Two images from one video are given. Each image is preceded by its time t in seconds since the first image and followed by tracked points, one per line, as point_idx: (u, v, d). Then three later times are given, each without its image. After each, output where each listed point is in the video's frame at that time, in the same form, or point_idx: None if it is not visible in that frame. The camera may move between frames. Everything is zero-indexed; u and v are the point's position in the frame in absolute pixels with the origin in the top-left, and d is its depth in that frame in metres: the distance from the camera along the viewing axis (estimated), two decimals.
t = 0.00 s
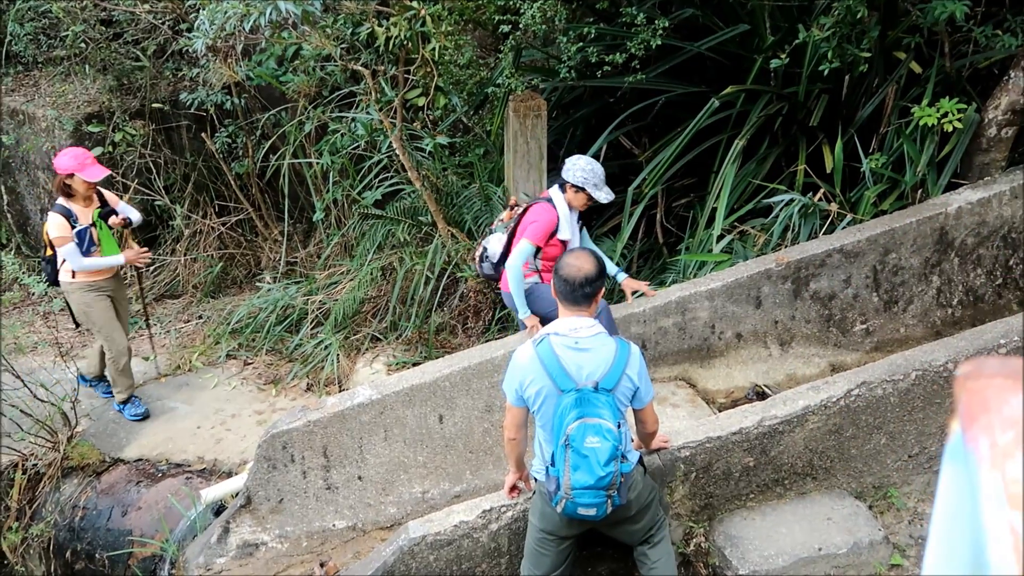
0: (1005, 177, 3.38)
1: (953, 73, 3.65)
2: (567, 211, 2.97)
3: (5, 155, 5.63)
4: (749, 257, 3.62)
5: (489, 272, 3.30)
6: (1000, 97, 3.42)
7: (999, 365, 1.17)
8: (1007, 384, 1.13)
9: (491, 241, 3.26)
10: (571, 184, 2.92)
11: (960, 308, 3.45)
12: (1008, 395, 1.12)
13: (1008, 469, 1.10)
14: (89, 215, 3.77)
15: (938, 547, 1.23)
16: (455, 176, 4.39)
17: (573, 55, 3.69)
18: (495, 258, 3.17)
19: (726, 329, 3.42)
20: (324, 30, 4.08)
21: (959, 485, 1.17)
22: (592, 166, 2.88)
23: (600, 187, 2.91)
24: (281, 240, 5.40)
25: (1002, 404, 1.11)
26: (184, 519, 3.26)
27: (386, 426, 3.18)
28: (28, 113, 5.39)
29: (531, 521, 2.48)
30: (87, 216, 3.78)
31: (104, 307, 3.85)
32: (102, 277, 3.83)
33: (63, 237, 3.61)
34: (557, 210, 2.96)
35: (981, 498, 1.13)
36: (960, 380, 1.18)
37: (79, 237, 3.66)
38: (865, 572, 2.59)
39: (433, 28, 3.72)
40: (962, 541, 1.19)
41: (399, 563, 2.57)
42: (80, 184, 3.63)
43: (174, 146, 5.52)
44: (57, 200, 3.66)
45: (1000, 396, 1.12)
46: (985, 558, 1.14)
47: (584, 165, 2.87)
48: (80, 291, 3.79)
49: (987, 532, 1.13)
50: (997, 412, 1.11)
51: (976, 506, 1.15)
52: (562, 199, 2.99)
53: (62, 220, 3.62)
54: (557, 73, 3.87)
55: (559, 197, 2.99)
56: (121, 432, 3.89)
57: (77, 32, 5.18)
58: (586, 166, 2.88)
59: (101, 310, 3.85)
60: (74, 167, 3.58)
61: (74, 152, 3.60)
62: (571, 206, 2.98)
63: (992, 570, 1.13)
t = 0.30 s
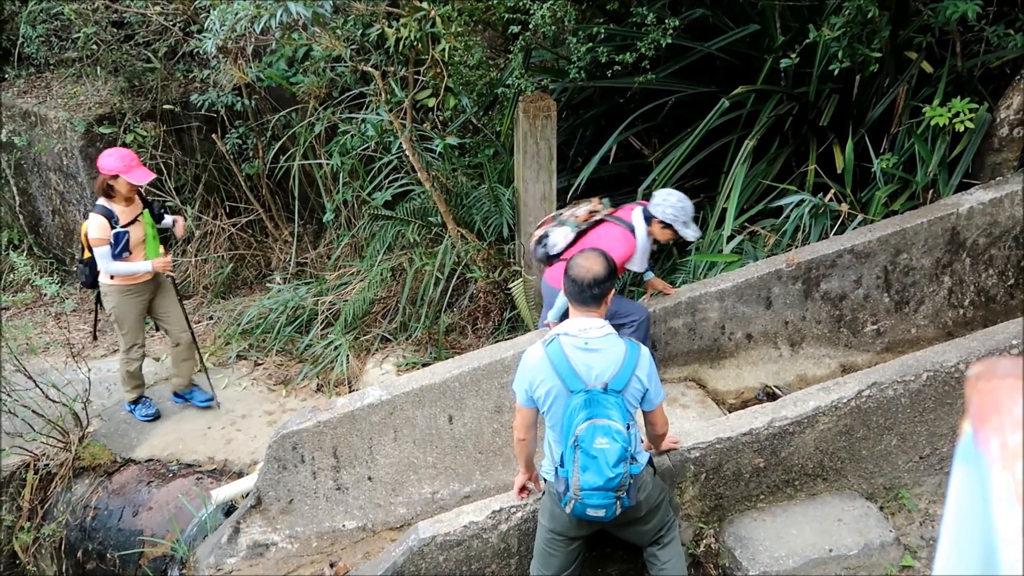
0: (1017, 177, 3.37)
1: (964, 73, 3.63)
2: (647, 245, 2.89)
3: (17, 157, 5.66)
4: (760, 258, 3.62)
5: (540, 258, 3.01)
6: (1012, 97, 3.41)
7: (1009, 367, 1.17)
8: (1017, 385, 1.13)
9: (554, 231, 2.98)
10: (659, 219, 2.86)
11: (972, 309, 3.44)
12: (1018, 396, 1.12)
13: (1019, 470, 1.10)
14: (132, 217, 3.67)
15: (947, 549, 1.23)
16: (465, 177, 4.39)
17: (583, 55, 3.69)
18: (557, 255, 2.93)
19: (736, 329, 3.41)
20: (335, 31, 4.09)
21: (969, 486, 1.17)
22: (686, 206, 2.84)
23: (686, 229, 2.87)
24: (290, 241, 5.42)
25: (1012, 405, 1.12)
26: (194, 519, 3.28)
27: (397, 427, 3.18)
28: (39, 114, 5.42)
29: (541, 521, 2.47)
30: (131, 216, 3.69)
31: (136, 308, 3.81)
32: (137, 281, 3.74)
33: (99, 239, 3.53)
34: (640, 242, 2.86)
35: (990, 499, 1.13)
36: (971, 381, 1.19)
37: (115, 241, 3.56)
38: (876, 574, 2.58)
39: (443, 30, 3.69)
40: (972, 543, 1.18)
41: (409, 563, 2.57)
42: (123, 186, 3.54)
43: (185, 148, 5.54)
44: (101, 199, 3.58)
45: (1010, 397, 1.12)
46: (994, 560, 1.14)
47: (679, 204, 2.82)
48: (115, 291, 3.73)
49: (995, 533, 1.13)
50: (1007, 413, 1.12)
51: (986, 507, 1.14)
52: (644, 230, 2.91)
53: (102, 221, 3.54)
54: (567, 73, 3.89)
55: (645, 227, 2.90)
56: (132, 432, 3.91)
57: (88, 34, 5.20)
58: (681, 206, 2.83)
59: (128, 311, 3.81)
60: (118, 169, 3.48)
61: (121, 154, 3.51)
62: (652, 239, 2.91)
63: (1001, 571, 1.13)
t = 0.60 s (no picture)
0: (1012, 174, 3.38)
1: (960, 71, 3.64)
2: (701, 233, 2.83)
3: (12, 155, 5.64)
4: (756, 256, 3.62)
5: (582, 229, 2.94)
6: (1007, 95, 3.42)
7: (1006, 364, 1.16)
8: (1012, 382, 1.12)
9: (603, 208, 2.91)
10: (712, 207, 2.78)
11: (967, 306, 3.44)
12: (1014, 393, 1.11)
13: (1014, 468, 1.08)
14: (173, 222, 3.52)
15: (943, 547, 1.22)
16: (461, 174, 4.39)
17: (579, 53, 3.69)
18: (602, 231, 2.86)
19: (732, 327, 3.42)
20: (331, 28, 4.08)
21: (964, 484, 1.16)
22: (741, 194, 2.75)
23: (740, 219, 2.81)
24: (287, 239, 5.41)
25: (1008, 402, 1.10)
26: (190, 517, 3.27)
27: (392, 425, 3.18)
28: (35, 112, 5.40)
29: (536, 519, 2.47)
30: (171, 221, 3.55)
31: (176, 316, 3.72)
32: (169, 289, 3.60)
33: (135, 242, 3.39)
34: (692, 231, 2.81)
35: (986, 498, 1.12)
36: (966, 378, 1.17)
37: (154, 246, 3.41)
38: (871, 571, 2.59)
39: (440, 27, 3.69)
40: (968, 540, 1.18)
41: (405, 561, 2.57)
42: (169, 190, 3.39)
43: (181, 146, 5.52)
44: (144, 200, 3.44)
45: (1005, 395, 1.11)
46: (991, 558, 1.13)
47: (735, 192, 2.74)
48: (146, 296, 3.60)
49: (991, 532, 1.12)
50: (1002, 411, 1.10)
51: (981, 504, 1.14)
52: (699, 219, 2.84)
53: (144, 224, 3.39)
54: (563, 71, 3.92)
55: (698, 215, 2.83)
56: (127, 430, 3.90)
57: (84, 32, 5.20)
58: (737, 194, 2.75)
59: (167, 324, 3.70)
60: (167, 173, 3.35)
61: (171, 158, 3.37)
62: (705, 228, 2.85)
63: (997, 569, 1.12)
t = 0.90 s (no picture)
0: (1016, 176, 3.37)
1: (964, 72, 3.63)
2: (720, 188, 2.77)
3: (16, 155, 5.65)
4: (759, 257, 3.63)
5: (604, 215, 2.90)
6: (1011, 96, 3.41)
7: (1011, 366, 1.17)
8: (1016, 385, 1.13)
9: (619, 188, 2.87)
10: (725, 157, 2.73)
11: (971, 308, 3.44)
12: (1018, 396, 1.11)
13: (1019, 470, 1.09)
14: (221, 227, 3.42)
15: (946, 549, 1.23)
16: (464, 176, 4.39)
17: (582, 54, 3.69)
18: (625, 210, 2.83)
19: (735, 329, 3.42)
20: (335, 30, 4.07)
21: (970, 487, 1.16)
22: (753, 142, 2.69)
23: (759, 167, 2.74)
24: (290, 240, 5.42)
25: (1012, 405, 1.11)
26: (193, 518, 3.28)
27: (396, 426, 3.18)
28: (38, 113, 5.41)
29: (539, 520, 2.47)
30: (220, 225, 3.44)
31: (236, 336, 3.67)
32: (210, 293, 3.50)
33: (182, 244, 3.28)
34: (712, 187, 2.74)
35: (991, 500, 1.12)
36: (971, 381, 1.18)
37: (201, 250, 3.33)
38: (874, 573, 2.59)
39: (443, 29, 3.68)
40: (972, 542, 1.18)
41: (408, 562, 2.57)
42: (223, 196, 3.27)
43: (184, 146, 5.56)
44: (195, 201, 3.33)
45: (1010, 397, 1.12)
46: (995, 560, 1.14)
47: (749, 141, 2.68)
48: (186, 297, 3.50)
49: (996, 533, 1.13)
50: (1007, 413, 1.11)
51: (985, 506, 1.14)
52: (716, 173, 2.78)
53: (192, 227, 3.29)
54: (566, 73, 3.92)
55: (715, 170, 2.77)
56: (130, 431, 3.90)
57: (88, 33, 5.21)
58: (750, 142, 2.68)
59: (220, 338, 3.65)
60: (221, 178, 3.23)
61: (226, 164, 3.26)
62: (724, 181, 2.78)
63: (1001, 570, 1.13)
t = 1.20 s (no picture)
0: (1012, 178, 3.38)
1: (961, 73, 3.63)
2: (713, 160, 2.71)
3: (12, 155, 5.64)
4: (756, 258, 3.62)
5: (614, 218, 2.99)
6: (1008, 98, 3.42)
7: (1007, 366, 1.16)
8: (1014, 385, 1.12)
9: (621, 186, 2.92)
10: (716, 127, 2.67)
11: (967, 309, 3.44)
12: (1015, 397, 1.11)
13: (1016, 470, 1.08)
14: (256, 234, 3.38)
15: (943, 549, 1.22)
16: (461, 176, 4.39)
17: (580, 55, 3.69)
18: (626, 205, 2.89)
19: (732, 329, 3.41)
20: (331, 30, 4.08)
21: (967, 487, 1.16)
22: (743, 110, 2.62)
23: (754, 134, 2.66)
24: (287, 241, 5.41)
25: (1009, 405, 1.11)
26: (189, 518, 3.27)
27: (392, 427, 3.18)
28: (35, 113, 5.40)
29: (535, 520, 2.47)
30: (255, 232, 3.40)
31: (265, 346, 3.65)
32: (245, 299, 3.47)
33: (215, 251, 3.24)
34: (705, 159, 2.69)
35: (988, 500, 1.12)
36: (967, 381, 1.18)
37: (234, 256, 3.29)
38: (870, 574, 2.59)
39: (440, 29, 3.67)
40: (969, 542, 1.18)
41: (404, 563, 2.57)
42: (255, 203, 3.24)
43: (181, 147, 5.54)
44: (228, 209, 3.30)
45: (1007, 397, 1.11)
46: (993, 560, 1.13)
47: (738, 109, 2.62)
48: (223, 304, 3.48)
49: (994, 534, 1.12)
50: (1004, 413, 1.11)
51: (983, 506, 1.14)
52: (706, 145, 2.73)
53: (225, 234, 3.25)
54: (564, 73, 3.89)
55: (706, 142, 2.72)
56: (126, 431, 3.90)
57: (85, 33, 5.21)
58: (740, 110, 2.62)
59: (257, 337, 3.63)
60: (252, 185, 3.20)
61: (258, 170, 3.22)
62: (717, 153, 2.72)
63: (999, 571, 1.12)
